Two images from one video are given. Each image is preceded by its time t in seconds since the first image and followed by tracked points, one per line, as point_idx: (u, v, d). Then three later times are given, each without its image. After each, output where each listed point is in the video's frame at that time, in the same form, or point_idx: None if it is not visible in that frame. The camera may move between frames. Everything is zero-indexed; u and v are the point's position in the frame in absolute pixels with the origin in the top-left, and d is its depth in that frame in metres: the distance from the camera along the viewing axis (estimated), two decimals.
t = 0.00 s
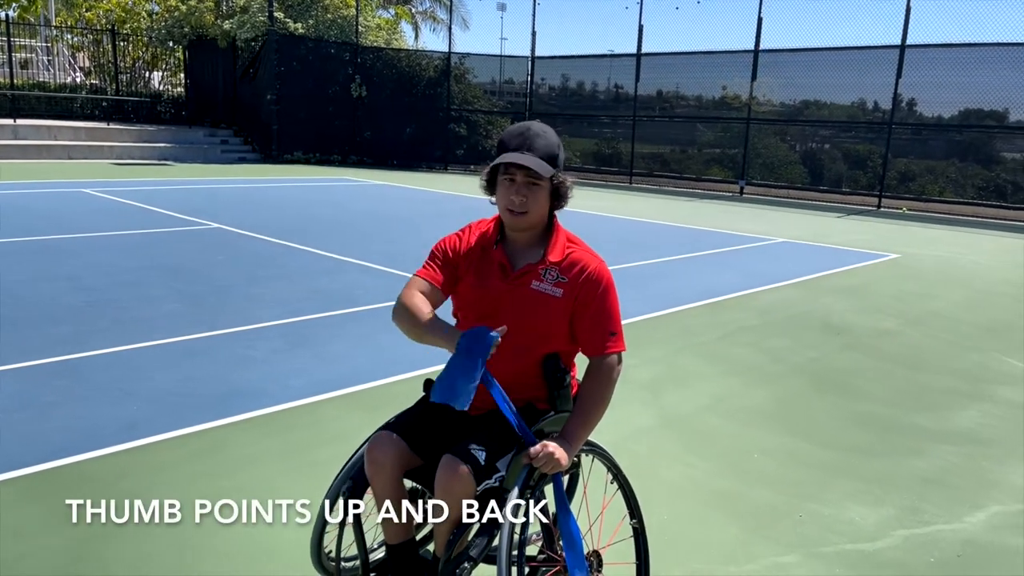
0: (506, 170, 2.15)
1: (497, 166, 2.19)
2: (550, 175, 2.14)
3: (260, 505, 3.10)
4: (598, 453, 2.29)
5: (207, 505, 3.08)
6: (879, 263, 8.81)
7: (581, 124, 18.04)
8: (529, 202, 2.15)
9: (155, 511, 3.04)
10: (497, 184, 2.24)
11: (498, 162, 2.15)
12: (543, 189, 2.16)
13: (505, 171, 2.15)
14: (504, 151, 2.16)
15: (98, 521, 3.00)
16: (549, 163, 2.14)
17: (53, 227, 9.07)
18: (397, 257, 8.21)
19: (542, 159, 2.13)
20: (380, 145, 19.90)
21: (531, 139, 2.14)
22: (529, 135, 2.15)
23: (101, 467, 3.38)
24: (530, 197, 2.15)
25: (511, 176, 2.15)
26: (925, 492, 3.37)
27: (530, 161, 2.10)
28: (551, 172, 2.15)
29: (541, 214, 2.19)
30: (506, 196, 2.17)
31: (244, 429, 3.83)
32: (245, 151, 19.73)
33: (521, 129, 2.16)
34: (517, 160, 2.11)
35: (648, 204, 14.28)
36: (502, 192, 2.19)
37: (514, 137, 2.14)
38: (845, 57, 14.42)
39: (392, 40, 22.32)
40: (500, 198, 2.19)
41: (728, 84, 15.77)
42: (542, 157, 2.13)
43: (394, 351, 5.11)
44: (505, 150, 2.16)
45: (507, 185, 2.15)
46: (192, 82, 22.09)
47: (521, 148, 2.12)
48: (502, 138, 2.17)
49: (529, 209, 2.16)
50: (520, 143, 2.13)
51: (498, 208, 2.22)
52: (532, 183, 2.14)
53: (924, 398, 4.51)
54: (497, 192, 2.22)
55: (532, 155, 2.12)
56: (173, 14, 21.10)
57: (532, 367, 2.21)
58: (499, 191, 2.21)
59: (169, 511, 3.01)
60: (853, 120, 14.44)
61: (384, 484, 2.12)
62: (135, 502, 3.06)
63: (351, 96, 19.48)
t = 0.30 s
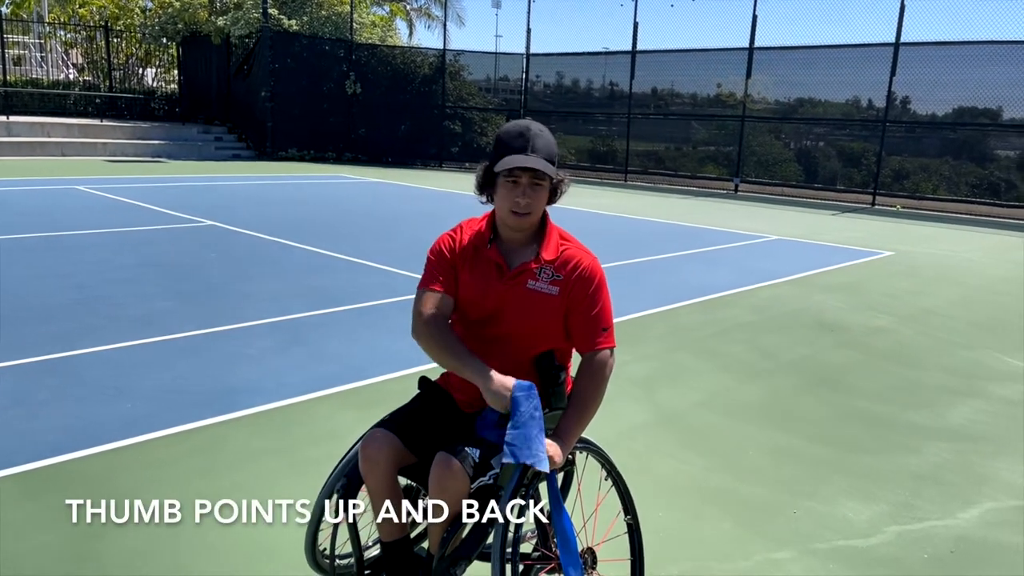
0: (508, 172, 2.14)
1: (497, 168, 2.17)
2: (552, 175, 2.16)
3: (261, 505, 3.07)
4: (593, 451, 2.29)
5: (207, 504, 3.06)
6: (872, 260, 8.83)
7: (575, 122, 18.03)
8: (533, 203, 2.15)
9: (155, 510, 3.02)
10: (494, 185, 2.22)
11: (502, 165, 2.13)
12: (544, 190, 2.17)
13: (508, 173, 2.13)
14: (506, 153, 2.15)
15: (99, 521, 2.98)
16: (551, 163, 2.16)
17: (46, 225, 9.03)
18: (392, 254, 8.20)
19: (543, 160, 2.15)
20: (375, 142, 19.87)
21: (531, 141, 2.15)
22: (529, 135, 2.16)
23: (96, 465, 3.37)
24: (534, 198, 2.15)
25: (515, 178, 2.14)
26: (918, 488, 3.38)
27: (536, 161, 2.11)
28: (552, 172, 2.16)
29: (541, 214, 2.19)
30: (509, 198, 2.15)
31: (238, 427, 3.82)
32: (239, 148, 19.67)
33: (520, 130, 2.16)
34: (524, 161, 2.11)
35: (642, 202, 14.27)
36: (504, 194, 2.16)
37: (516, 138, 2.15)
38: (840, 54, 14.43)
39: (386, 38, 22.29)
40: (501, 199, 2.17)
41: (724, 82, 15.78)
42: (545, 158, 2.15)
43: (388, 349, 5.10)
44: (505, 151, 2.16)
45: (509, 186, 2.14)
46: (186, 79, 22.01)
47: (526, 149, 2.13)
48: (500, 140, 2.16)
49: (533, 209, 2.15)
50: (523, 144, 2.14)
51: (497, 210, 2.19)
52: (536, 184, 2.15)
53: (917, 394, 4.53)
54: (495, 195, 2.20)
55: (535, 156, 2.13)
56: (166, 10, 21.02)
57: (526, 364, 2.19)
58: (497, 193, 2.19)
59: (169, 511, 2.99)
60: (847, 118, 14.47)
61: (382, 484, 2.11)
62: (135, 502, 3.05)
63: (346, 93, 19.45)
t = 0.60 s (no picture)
0: (512, 173, 2.12)
1: (500, 169, 2.15)
2: (555, 176, 2.16)
3: (261, 505, 3.06)
4: (591, 448, 2.30)
5: (207, 505, 3.05)
6: (867, 258, 8.86)
7: (571, 120, 18.03)
8: (537, 204, 2.15)
9: (155, 510, 3.01)
10: (496, 185, 2.20)
11: (508, 166, 2.12)
12: (547, 190, 2.17)
13: (513, 174, 2.12)
14: (511, 153, 2.15)
15: (99, 521, 2.97)
16: (554, 164, 2.16)
17: (41, 222, 9.01)
18: (388, 252, 8.20)
19: (547, 161, 2.14)
20: (370, 140, 19.85)
21: (535, 143, 2.14)
22: (532, 135, 2.16)
23: (93, 464, 3.36)
24: (538, 200, 2.15)
25: (519, 179, 2.12)
26: (913, 485, 3.39)
27: (542, 163, 2.11)
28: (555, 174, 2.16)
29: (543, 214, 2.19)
30: (513, 199, 2.14)
31: (235, 425, 3.82)
32: (234, 146, 19.64)
33: (524, 131, 2.15)
34: (530, 162, 2.10)
35: (638, 200, 14.28)
36: (507, 196, 2.15)
37: (519, 138, 2.14)
38: (836, 52, 14.45)
39: (381, 35, 22.27)
40: (505, 200, 2.15)
41: (719, 80, 15.79)
42: (548, 158, 2.15)
43: (384, 347, 5.10)
44: (509, 151, 2.15)
45: (514, 188, 2.12)
46: (181, 77, 21.95)
47: (530, 150, 2.13)
48: (504, 141, 2.16)
49: (536, 210, 2.15)
50: (527, 144, 2.14)
51: (499, 210, 2.18)
52: (540, 184, 2.14)
53: (911, 392, 4.54)
54: (498, 195, 2.17)
55: (540, 157, 2.13)
56: (161, 7, 20.96)
57: (524, 362, 2.20)
58: (500, 193, 2.17)
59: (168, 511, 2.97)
60: (842, 116, 14.50)
61: (380, 483, 2.11)
62: (135, 502, 3.04)
63: (341, 90, 19.42)
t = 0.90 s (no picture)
0: (510, 172, 2.12)
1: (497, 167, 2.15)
2: (552, 176, 2.16)
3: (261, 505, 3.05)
4: (587, 446, 2.30)
5: (207, 505, 3.04)
6: (862, 256, 8.87)
7: (566, 118, 18.05)
8: (534, 204, 2.15)
9: (155, 510, 3.00)
10: (493, 184, 2.20)
11: (506, 164, 2.11)
12: (545, 189, 2.17)
13: (511, 173, 2.12)
14: (509, 152, 2.14)
15: (99, 521, 2.96)
16: (552, 163, 2.16)
17: (35, 220, 8.98)
18: (383, 250, 8.20)
19: (545, 161, 2.14)
20: (365, 137, 19.83)
21: (533, 142, 2.14)
22: (531, 134, 2.16)
23: (89, 463, 3.35)
24: (535, 199, 2.15)
25: (517, 178, 2.12)
26: (908, 483, 3.40)
27: (539, 162, 2.11)
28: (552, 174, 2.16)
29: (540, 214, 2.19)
30: (511, 197, 2.14)
31: (231, 424, 3.80)
32: (229, 144, 19.61)
33: (522, 130, 2.16)
34: (528, 161, 2.10)
35: (633, 198, 14.29)
36: (505, 194, 2.15)
37: (517, 137, 2.14)
38: (831, 51, 14.47)
39: (376, 32, 22.26)
40: (502, 199, 2.15)
41: (714, 78, 15.80)
42: (547, 158, 2.15)
43: (379, 345, 5.09)
44: (507, 149, 2.15)
45: (511, 187, 2.13)
46: (175, 74, 21.89)
47: (528, 149, 2.13)
48: (503, 140, 2.15)
49: (533, 209, 2.15)
50: (525, 143, 2.14)
51: (496, 208, 2.18)
52: (538, 183, 2.14)
53: (906, 390, 4.55)
54: (495, 193, 2.17)
55: (537, 156, 2.13)
56: (154, 4, 20.90)
57: (520, 361, 2.20)
58: (497, 192, 2.17)
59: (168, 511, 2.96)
60: (837, 115, 14.53)
61: (377, 482, 2.12)
62: (134, 502, 3.02)
63: (336, 88, 19.38)
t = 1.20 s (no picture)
0: (501, 167, 2.13)
1: (489, 163, 2.16)
2: (545, 171, 2.15)
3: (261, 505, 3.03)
4: (583, 444, 2.30)
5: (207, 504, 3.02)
6: (857, 254, 8.89)
7: (562, 116, 18.05)
8: (525, 197, 2.15)
9: (155, 510, 2.99)
10: (487, 180, 2.22)
11: (496, 159, 2.12)
12: (537, 185, 2.17)
13: (501, 168, 2.13)
14: (500, 147, 2.14)
15: (99, 521, 2.95)
16: (544, 159, 2.15)
17: (29, 218, 8.95)
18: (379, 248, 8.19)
19: (536, 156, 2.13)
20: (361, 135, 19.79)
21: (526, 136, 2.13)
22: (523, 130, 2.14)
23: (85, 463, 3.33)
24: (526, 193, 2.15)
25: (508, 173, 2.13)
26: (903, 480, 3.41)
27: (529, 157, 2.10)
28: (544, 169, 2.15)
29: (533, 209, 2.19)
30: (503, 192, 2.15)
31: (227, 423, 3.80)
32: (224, 142, 19.57)
33: (515, 124, 2.15)
34: (517, 156, 2.10)
35: (629, 196, 14.30)
36: (497, 189, 2.16)
37: (510, 133, 2.13)
38: (827, 49, 14.51)
39: (371, 30, 22.24)
40: (494, 194, 2.17)
41: (710, 76, 15.83)
42: (538, 153, 2.13)
43: (375, 344, 5.09)
44: (499, 145, 2.14)
45: (501, 180, 2.14)
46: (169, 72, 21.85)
47: (519, 144, 2.12)
48: (496, 132, 2.15)
49: (525, 204, 2.15)
50: (516, 139, 2.13)
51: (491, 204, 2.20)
52: (529, 179, 2.14)
53: (901, 387, 4.56)
54: (488, 188, 2.19)
55: (528, 152, 2.12)
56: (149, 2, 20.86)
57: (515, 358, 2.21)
58: (490, 187, 2.18)
59: (168, 511, 2.95)
60: (832, 113, 14.56)
61: (375, 481, 2.11)
62: (135, 502, 3.01)
63: (332, 86, 19.36)
